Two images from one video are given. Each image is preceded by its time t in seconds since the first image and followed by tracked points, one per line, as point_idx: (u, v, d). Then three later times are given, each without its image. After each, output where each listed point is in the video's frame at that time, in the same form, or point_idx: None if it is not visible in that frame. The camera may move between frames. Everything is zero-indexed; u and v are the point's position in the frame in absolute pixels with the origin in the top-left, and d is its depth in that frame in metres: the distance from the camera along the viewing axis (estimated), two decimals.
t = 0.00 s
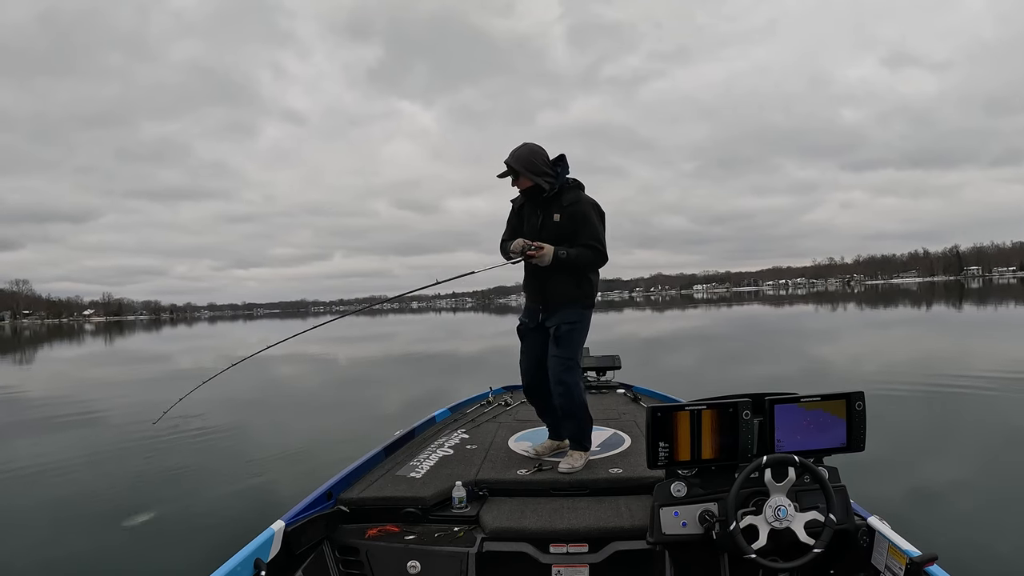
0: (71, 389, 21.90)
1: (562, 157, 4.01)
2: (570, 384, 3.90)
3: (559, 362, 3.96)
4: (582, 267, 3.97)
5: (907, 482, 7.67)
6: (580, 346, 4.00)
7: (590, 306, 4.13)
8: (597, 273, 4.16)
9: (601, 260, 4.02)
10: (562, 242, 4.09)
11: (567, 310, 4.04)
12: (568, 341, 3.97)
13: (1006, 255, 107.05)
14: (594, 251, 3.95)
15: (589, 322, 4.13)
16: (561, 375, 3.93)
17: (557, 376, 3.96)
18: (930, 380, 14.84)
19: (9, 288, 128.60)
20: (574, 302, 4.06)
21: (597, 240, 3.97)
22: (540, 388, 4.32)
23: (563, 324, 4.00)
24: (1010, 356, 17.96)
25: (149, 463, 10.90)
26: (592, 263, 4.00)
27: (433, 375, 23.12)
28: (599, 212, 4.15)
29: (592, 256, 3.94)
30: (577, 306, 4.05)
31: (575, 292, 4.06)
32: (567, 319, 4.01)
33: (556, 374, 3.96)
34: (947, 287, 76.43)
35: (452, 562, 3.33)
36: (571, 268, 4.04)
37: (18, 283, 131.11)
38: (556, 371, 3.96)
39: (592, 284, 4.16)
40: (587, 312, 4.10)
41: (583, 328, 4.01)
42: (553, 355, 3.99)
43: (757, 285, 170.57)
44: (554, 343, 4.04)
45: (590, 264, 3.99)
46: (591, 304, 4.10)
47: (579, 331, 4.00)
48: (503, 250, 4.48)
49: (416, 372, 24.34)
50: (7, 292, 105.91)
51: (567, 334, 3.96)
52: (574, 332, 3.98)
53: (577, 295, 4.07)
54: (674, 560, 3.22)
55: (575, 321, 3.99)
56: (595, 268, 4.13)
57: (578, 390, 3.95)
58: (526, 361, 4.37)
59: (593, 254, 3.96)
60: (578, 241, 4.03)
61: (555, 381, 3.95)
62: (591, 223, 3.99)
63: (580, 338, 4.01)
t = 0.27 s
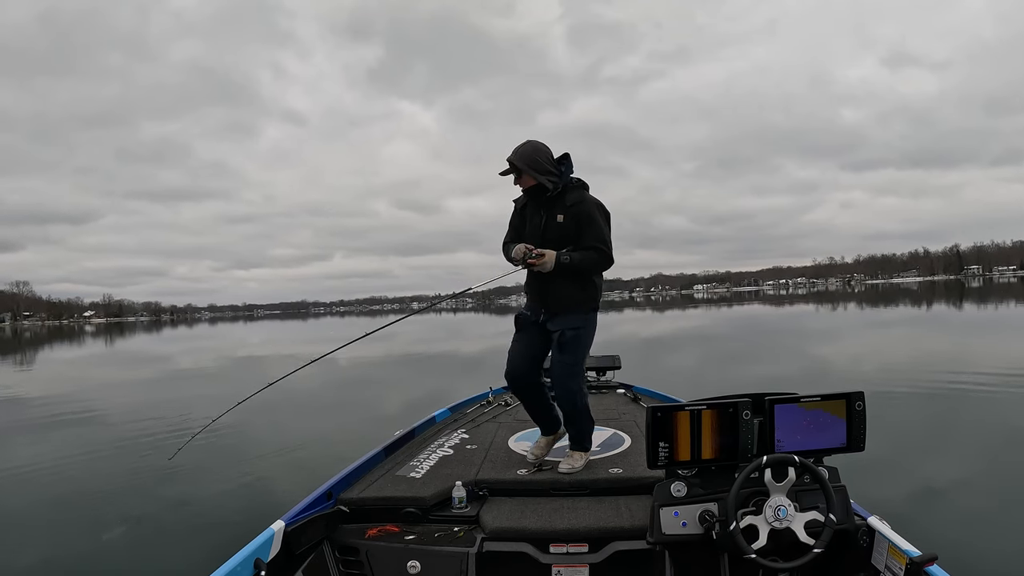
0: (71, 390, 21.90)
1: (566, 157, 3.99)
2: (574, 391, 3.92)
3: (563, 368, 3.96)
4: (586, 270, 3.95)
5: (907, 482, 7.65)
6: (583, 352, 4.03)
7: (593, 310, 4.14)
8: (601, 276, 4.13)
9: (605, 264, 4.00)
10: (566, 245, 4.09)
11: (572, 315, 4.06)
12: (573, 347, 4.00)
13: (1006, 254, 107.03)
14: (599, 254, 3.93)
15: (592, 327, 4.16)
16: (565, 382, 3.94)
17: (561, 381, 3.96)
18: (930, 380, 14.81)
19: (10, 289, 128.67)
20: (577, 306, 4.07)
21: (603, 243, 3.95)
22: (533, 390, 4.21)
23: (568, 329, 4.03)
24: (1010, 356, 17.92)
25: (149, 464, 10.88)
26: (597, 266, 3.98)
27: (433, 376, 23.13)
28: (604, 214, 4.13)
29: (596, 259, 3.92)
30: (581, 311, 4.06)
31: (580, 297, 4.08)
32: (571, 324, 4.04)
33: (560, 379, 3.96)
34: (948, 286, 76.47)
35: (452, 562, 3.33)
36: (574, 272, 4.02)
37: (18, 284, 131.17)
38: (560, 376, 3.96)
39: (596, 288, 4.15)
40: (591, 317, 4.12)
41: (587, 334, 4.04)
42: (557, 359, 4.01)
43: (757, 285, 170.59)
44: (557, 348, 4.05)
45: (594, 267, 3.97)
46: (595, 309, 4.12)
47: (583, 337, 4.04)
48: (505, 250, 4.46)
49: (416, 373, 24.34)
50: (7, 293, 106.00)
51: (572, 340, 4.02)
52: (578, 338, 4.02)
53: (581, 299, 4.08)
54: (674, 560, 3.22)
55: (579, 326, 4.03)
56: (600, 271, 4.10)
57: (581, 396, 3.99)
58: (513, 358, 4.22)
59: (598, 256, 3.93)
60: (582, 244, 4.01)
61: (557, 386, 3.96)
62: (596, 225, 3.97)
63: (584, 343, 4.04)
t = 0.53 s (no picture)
0: (72, 393, 21.91)
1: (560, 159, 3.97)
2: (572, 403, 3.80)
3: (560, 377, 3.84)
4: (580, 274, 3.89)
5: (908, 482, 7.64)
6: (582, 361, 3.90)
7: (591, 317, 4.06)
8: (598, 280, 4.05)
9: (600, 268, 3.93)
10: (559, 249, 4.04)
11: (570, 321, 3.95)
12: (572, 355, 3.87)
13: (1005, 253, 107.10)
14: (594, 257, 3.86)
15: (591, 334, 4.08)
16: (562, 391, 3.85)
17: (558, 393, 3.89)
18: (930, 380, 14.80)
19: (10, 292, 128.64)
20: (574, 313, 3.97)
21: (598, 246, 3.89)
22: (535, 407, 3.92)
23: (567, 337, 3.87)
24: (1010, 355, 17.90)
25: (150, 466, 10.88)
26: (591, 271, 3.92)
27: (434, 377, 23.14)
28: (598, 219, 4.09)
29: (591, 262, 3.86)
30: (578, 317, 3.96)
31: (577, 302, 3.98)
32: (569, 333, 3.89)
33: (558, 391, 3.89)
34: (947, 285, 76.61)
35: (452, 562, 3.33)
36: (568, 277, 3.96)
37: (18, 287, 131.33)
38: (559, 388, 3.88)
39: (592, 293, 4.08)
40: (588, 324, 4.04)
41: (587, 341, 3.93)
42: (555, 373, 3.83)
43: (757, 285, 170.57)
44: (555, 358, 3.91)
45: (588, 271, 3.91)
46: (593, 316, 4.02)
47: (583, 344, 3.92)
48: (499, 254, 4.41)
49: (417, 374, 24.35)
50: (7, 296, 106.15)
51: (570, 351, 3.85)
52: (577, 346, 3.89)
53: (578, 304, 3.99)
54: (675, 560, 3.22)
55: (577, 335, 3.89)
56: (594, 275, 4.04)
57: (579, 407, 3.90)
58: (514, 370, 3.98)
59: (591, 260, 3.88)
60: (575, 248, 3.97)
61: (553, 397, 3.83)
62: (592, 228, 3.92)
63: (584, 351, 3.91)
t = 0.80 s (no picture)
0: (72, 393, 21.93)
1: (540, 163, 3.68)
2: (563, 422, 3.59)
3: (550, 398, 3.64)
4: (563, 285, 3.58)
5: (908, 482, 7.64)
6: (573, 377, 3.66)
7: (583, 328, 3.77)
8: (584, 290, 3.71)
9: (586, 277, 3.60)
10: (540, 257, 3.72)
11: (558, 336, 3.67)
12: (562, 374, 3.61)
13: (1005, 252, 107.18)
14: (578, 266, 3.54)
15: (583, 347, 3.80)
16: (554, 410, 3.65)
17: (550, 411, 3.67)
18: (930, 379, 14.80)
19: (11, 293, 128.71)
20: (562, 327, 3.66)
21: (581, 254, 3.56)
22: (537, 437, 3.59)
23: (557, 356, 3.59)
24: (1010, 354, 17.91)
25: (150, 467, 10.87)
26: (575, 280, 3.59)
27: (434, 377, 23.15)
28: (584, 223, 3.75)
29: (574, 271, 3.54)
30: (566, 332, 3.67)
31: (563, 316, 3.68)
32: (559, 352, 3.60)
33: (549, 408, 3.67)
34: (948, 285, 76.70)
35: (452, 562, 3.33)
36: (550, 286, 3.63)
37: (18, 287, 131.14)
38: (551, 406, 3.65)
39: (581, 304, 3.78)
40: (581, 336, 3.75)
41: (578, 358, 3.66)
42: (545, 391, 3.66)
43: (757, 285, 170.66)
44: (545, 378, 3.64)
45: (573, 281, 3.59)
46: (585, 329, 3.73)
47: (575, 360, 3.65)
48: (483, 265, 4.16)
49: (417, 374, 24.38)
50: (7, 297, 106.08)
51: (560, 370, 3.57)
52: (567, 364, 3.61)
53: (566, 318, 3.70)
54: (675, 560, 3.22)
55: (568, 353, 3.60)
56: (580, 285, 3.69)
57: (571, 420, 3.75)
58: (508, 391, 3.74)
59: (575, 268, 3.55)
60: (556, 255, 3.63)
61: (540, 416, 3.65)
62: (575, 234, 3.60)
63: (576, 368, 3.66)
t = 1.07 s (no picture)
0: (71, 390, 21.89)
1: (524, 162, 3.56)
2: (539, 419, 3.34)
3: (528, 392, 3.40)
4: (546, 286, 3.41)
5: (908, 483, 7.65)
6: (558, 376, 3.45)
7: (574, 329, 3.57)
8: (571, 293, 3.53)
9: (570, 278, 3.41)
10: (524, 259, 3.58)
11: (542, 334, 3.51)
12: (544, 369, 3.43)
13: (1005, 256, 107.29)
14: (562, 268, 3.39)
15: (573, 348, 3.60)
16: (526, 410, 3.35)
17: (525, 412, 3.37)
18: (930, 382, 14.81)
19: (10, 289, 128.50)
20: (545, 328, 3.52)
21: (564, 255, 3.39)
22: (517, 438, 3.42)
23: (540, 349, 3.44)
24: (1010, 357, 17.95)
25: (149, 464, 10.86)
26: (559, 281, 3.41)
27: (434, 376, 23.15)
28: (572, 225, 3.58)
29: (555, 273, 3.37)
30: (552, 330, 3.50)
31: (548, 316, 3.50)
32: (541, 343, 3.46)
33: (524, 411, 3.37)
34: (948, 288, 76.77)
35: (452, 562, 3.33)
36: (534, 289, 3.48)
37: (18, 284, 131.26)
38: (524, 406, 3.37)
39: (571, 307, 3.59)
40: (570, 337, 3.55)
41: (563, 355, 3.49)
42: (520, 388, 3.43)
43: (756, 287, 170.76)
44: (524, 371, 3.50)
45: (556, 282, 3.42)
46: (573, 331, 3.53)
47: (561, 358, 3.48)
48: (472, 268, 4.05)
49: (417, 373, 24.38)
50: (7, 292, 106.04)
51: (536, 363, 3.42)
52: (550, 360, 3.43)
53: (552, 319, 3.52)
54: (674, 560, 3.22)
55: (549, 346, 3.44)
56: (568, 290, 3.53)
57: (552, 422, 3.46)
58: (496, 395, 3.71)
59: (557, 271, 3.39)
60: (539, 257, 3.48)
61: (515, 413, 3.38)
62: (558, 235, 3.44)
63: (561, 364, 3.45)
